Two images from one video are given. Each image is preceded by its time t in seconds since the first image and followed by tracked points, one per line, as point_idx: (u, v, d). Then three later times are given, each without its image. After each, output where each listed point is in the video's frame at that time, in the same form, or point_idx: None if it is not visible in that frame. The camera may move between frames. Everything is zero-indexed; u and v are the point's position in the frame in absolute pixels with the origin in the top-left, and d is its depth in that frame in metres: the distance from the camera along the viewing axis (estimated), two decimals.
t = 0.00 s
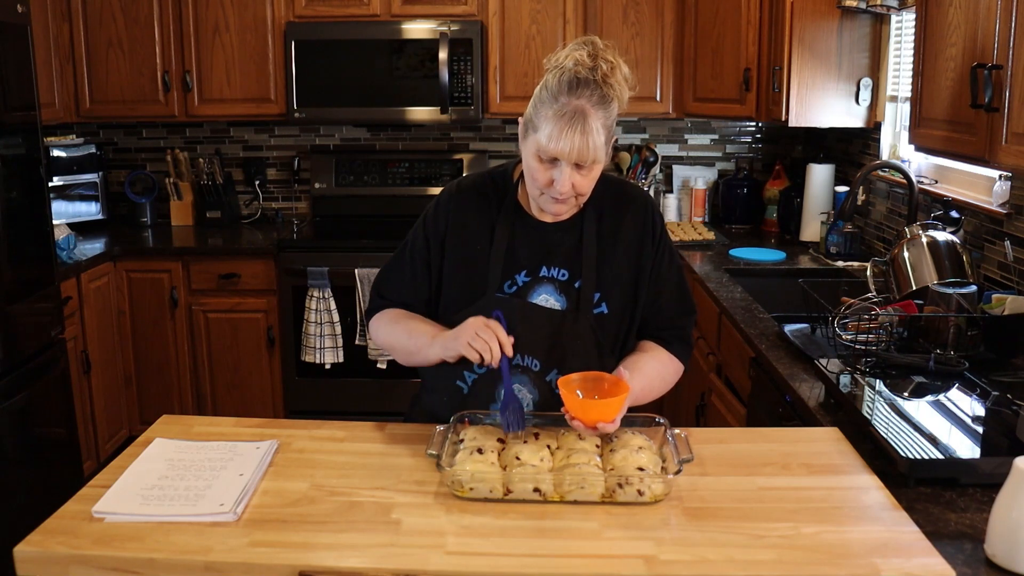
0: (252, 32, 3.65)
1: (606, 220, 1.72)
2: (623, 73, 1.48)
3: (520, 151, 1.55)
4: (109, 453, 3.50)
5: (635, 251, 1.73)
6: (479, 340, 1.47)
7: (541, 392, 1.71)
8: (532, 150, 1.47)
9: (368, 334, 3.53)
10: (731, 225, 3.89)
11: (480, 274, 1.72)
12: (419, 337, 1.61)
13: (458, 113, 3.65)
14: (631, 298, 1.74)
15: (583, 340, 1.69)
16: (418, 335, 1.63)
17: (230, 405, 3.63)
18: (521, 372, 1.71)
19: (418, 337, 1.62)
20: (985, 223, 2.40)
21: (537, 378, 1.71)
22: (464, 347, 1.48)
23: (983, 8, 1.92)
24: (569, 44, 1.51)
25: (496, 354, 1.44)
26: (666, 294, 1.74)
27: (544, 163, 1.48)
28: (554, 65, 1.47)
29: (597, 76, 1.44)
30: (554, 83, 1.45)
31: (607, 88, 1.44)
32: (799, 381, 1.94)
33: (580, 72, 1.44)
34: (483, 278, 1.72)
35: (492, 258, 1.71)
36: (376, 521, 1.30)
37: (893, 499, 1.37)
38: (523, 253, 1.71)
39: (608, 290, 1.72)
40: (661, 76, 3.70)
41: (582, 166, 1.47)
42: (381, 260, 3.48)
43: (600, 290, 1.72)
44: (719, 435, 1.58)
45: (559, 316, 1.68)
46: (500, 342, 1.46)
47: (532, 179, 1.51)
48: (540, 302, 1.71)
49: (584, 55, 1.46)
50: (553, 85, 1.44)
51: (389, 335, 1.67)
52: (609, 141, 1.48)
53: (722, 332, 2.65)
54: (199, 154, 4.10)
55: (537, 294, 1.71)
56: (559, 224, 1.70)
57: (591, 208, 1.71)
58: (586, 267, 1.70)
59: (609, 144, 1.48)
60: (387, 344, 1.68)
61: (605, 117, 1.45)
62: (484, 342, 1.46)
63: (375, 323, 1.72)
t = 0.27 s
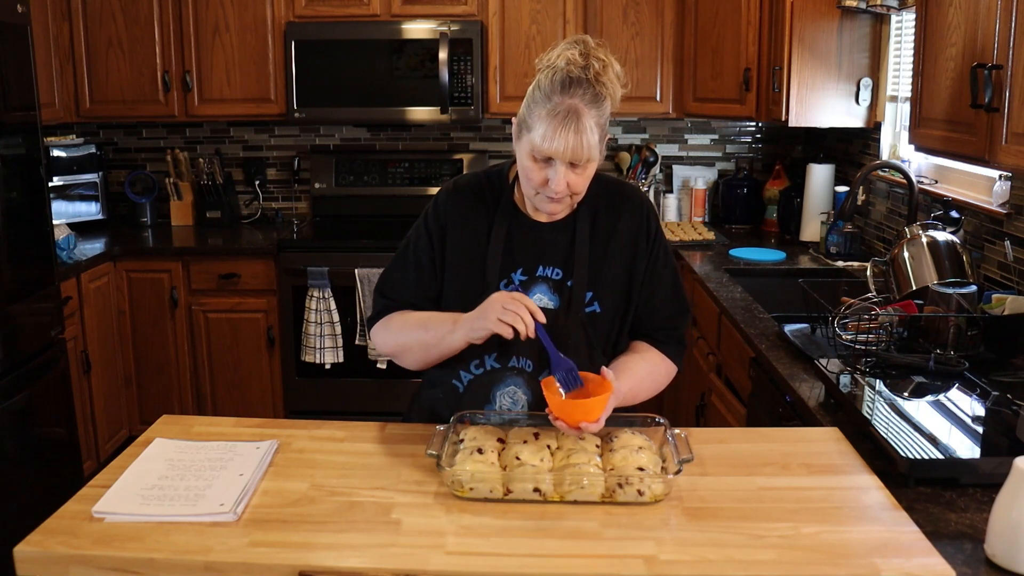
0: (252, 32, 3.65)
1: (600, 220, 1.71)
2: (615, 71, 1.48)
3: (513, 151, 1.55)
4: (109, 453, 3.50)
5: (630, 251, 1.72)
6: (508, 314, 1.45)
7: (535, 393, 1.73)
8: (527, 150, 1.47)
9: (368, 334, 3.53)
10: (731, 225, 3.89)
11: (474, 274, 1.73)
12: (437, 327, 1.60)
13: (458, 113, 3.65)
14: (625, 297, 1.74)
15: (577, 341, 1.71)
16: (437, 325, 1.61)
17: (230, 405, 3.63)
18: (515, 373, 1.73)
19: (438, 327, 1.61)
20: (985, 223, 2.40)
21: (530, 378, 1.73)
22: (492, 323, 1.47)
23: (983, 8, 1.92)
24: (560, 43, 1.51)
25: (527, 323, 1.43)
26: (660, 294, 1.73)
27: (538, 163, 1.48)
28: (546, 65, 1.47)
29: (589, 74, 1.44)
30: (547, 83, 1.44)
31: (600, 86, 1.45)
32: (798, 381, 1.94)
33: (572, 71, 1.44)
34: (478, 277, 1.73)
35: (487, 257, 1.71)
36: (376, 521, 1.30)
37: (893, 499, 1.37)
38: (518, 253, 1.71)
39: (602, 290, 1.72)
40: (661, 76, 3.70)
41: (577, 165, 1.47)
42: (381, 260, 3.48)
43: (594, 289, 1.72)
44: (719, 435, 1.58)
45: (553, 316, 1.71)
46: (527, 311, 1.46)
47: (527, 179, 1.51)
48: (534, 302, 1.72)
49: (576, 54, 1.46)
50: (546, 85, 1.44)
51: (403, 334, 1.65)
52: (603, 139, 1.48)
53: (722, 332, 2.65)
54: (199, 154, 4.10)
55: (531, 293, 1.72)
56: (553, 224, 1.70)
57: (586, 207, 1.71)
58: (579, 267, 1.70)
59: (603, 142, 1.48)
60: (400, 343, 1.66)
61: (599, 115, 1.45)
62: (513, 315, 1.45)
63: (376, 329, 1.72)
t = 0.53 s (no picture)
0: (252, 33, 3.65)
1: (600, 220, 1.71)
2: (617, 72, 1.48)
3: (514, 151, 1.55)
4: (109, 453, 3.50)
5: (629, 251, 1.72)
6: (522, 334, 1.45)
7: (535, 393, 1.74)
8: (528, 151, 1.47)
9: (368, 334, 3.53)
10: (731, 225, 3.89)
11: (474, 274, 1.73)
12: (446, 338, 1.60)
13: (458, 113, 3.65)
14: (624, 297, 1.74)
15: (577, 341, 1.72)
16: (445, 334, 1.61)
17: (230, 405, 3.63)
18: (515, 374, 1.73)
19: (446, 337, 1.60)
20: (985, 223, 2.40)
21: (530, 378, 1.74)
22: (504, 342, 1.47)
23: (983, 8, 1.92)
24: (561, 43, 1.51)
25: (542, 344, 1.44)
26: (658, 294, 1.73)
27: (540, 163, 1.48)
28: (547, 65, 1.47)
29: (591, 75, 1.44)
30: (548, 83, 1.44)
31: (602, 87, 1.45)
32: (798, 381, 1.94)
33: (574, 72, 1.44)
34: (478, 278, 1.73)
35: (486, 258, 1.71)
36: (375, 521, 1.30)
37: (893, 499, 1.37)
38: (517, 253, 1.71)
39: (601, 290, 1.72)
40: (661, 76, 3.70)
41: (578, 166, 1.47)
42: (381, 260, 3.48)
43: (593, 290, 1.72)
44: (719, 435, 1.58)
45: (553, 316, 1.72)
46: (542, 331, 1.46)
47: (528, 180, 1.51)
48: (534, 303, 1.72)
49: (578, 55, 1.46)
50: (548, 85, 1.44)
51: (407, 340, 1.64)
52: (605, 140, 1.49)
53: (722, 332, 2.65)
54: (199, 154, 4.10)
55: (531, 293, 1.72)
56: (554, 224, 1.70)
57: (585, 208, 1.70)
58: (579, 267, 1.70)
59: (604, 143, 1.48)
60: (404, 348, 1.65)
61: (601, 116, 1.45)
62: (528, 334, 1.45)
63: (375, 333, 1.71)
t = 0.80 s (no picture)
0: (252, 33, 3.65)
1: (600, 220, 1.71)
2: (617, 72, 1.48)
3: (514, 151, 1.55)
4: (109, 453, 3.50)
5: (629, 251, 1.72)
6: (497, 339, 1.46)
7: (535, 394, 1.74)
8: (528, 151, 1.47)
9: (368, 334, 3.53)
10: (731, 225, 3.89)
11: (474, 275, 1.72)
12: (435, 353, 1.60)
13: (458, 113, 3.65)
14: (624, 297, 1.74)
15: (577, 342, 1.71)
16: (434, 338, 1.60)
17: (230, 405, 3.63)
18: (514, 374, 1.73)
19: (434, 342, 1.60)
20: (985, 223, 2.40)
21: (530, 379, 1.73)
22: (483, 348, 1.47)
23: (983, 8, 1.92)
24: (562, 43, 1.51)
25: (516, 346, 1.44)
26: (658, 294, 1.74)
27: (540, 164, 1.48)
28: (548, 65, 1.47)
29: (592, 76, 1.44)
30: (549, 83, 1.44)
31: (602, 87, 1.44)
32: (798, 381, 1.94)
33: (575, 73, 1.44)
34: (478, 278, 1.72)
35: (487, 258, 1.71)
36: (375, 521, 1.30)
37: (893, 499, 1.37)
38: (517, 253, 1.71)
39: (601, 290, 1.72)
40: (661, 76, 3.70)
41: (578, 167, 1.47)
42: (381, 260, 3.48)
43: (593, 290, 1.72)
44: (719, 435, 1.58)
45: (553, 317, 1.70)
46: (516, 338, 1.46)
47: (528, 180, 1.51)
48: (534, 303, 1.72)
49: (579, 55, 1.46)
50: (548, 85, 1.44)
51: (401, 345, 1.64)
52: (605, 140, 1.48)
53: (722, 332, 2.65)
54: (199, 154, 4.10)
55: (531, 294, 1.72)
56: (554, 224, 1.70)
57: (585, 208, 1.70)
58: (580, 267, 1.70)
59: (604, 143, 1.48)
60: (399, 352, 1.65)
61: (601, 117, 1.45)
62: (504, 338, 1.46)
63: (376, 335, 1.71)
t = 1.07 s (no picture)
0: (252, 33, 3.65)
1: (600, 220, 1.71)
2: (618, 74, 1.48)
3: (515, 152, 1.55)
4: (109, 453, 3.50)
5: (630, 251, 1.72)
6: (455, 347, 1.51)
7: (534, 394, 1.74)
8: (528, 152, 1.47)
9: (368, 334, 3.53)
10: (731, 225, 3.89)
11: (475, 275, 1.72)
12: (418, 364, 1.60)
13: (458, 113, 3.65)
14: (625, 298, 1.74)
15: (577, 342, 1.70)
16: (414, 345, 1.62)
17: (230, 405, 3.63)
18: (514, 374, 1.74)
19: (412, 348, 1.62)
20: (985, 223, 2.40)
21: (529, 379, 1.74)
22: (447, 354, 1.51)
23: (983, 8, 1.92)
24: (564, 44, 1.51)
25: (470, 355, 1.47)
26: (660, 294, 1.73)
27: (539, 166, 1.48)
28: (549, 67, 1.47)
29: (592, 78, 1.44)
30: (549, 85, 1.44)
31: (603, 90, 1.44)
32: (798, 381, 1.94)
33: (575, 75, 1.44)
34: (478, 278, 1.72)
35: (487, 258, 1.71)
36: (376, 521, 1.30)
37: (893, 499, 1.37)
38: (517, 254, 1.71)
39: (602, 291, 1.72)
40: (661, 76, 3.70)
41: (577, 169, 1.47)
42: (381, 260, 3.48)
43: (594, 291, 1.72)
44: (719, 435, 1.58)
45: (554, 317, 1.70)
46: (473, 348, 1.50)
47: (527, 181, 1.51)
48: (534, 303, 1.72)
49: (580, 57, 1.46)
50: (549, 87, 1.44)
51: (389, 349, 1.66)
52: (604, 143, 1.48)
53: (722, 332, 2.65)
54: (199, 154, 4.10)
55: (531, 294, 1.72)
56: (553, 224, 1.70)
57: (586, 209, 1.70)
58: (580, 267, 1.70)
59: (604, 146, 1.48)
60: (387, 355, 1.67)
61: (601, 120, 1.44)
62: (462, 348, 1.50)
63: (374, 336, 1.71)
